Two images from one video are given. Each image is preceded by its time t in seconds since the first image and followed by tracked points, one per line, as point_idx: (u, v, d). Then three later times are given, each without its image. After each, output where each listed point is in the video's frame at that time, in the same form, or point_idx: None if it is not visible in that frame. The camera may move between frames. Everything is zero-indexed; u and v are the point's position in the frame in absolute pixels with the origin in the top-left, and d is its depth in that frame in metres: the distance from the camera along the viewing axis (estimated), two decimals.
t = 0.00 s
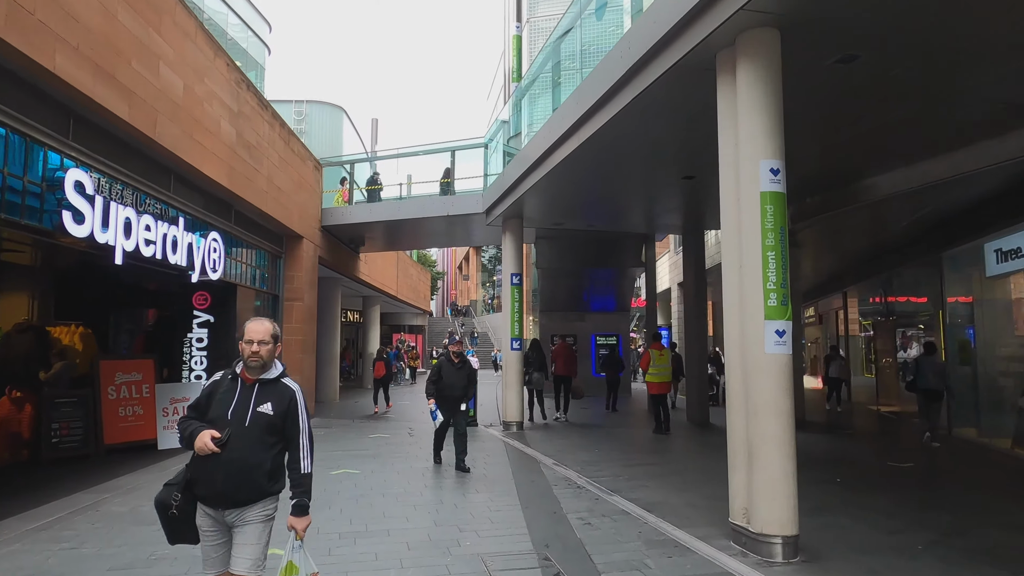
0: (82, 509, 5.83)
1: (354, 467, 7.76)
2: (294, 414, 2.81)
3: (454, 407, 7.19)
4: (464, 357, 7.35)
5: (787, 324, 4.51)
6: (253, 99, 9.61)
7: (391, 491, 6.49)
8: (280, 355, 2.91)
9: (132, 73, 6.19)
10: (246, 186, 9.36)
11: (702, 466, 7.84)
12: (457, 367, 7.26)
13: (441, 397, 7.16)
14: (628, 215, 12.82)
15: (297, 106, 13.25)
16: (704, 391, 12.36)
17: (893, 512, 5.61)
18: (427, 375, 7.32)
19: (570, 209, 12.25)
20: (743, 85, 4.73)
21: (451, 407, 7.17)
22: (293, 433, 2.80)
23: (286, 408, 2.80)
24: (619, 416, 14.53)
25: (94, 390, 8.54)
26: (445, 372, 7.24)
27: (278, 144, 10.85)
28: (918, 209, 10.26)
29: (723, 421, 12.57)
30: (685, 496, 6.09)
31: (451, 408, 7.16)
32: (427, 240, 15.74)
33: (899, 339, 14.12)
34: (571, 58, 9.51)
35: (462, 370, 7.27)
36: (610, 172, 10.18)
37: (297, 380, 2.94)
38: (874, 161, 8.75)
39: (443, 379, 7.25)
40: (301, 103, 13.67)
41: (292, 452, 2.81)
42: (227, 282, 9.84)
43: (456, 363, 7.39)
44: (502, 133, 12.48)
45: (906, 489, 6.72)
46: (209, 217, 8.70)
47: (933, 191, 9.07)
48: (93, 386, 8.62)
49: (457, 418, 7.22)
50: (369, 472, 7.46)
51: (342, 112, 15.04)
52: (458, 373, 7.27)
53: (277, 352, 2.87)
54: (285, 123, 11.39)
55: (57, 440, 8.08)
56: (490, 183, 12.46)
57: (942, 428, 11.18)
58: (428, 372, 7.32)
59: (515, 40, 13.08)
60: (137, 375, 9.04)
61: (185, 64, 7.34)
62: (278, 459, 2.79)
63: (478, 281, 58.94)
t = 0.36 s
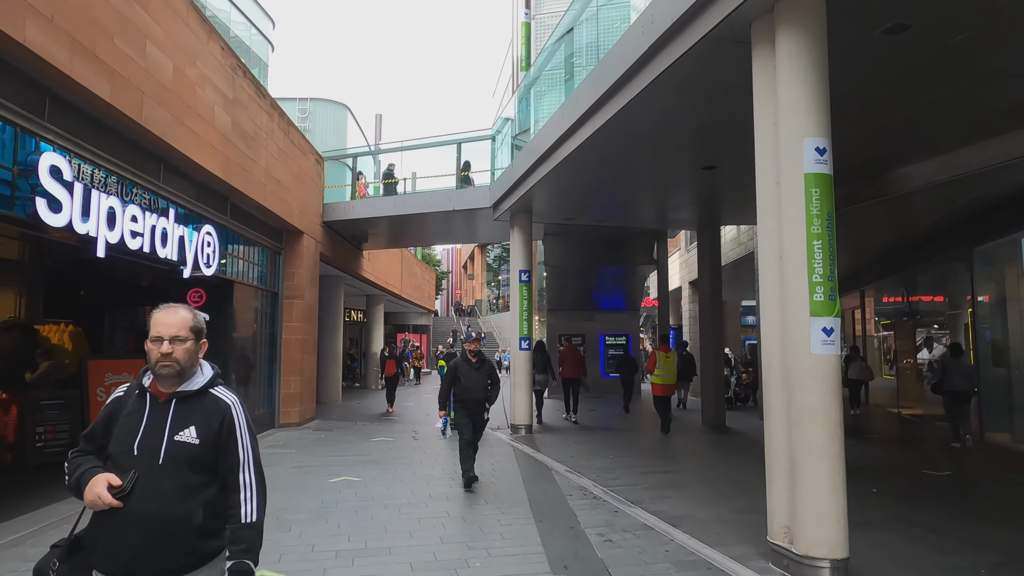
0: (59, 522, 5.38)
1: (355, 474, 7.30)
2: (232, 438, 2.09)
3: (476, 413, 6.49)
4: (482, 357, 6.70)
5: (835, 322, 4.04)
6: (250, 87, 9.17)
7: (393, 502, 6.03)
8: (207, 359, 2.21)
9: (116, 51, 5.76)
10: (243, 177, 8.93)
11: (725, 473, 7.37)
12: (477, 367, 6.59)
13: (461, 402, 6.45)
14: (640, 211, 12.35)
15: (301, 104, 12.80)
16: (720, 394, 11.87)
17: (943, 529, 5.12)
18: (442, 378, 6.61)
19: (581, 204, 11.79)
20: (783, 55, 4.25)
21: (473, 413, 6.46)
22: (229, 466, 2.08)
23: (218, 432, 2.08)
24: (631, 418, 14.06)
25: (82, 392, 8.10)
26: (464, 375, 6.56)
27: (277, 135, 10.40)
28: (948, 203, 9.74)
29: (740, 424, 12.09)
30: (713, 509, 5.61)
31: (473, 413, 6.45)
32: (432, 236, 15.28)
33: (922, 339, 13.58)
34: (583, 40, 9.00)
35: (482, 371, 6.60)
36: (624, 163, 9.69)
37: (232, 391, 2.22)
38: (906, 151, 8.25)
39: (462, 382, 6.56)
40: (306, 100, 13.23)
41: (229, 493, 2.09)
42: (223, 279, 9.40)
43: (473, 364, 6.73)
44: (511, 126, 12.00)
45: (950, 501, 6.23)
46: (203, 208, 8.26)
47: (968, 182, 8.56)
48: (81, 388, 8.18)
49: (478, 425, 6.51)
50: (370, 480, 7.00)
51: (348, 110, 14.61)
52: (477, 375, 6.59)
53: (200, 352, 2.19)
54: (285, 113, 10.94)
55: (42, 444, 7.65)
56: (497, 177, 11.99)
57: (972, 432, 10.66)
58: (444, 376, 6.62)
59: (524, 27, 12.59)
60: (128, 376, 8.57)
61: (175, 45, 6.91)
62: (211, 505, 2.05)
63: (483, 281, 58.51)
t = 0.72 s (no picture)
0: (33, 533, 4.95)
1: (355, 480, 6.84)
2: (58, 459, 1.44)
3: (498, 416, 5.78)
4: (504, 353, 5.98)
5: (893, 315, 3.57)
6: (246, 71, 8.75)
7: (396, 511, 5.58)
8: (29, 329, 1.58)
9: (97, 24, 5.35)
10: (239, 166, 8.49)
11: (750, 479, 6.91)
12: (499, 364, 5.87)
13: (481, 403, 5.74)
14: (653, 204, 11.89)
15: (304, 99, 12.69)
16: (737, 394, 11.40)
17: (999, 543, 4.67)
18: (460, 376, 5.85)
19: (592, 196, 11.34)
20: (831, 13, 3.76)
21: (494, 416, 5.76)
22: (50, 506, 1.42)
23: (36, 454, 1.42)
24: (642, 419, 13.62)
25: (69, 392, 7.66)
26: (485, 372, 5.82)
27: (276, 123, 9.98)
28: (980, 194, 9.26)
29: (758, 426, 11.63)
30: (743, 521, 5.17)
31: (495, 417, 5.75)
32: (437, 231, 14.86)
33: (945, 338, 13.09)
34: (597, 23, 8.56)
35: (504, 368, 5.90)
36: (638, 151, 9.27)
37: (72, 381, 1.57)
38: (940, 136, 7.77)
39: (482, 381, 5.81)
40: (310, 97, 13.02)
41: (60, 545, 1.44)
42: (218, 274, 8.97)
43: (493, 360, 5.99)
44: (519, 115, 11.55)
45: (996, 510, 5.77)
46: (196, 198, 7.83)
47: (1006, 170, 8.07)
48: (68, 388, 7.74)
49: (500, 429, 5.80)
50: (372, 486, 6.55)
51: (353, 107, 14.27)
52: (499, 374, 5.86)
53: (9, 325, 1.52)
54: (284, 102, 10.53)
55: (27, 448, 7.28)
56: (505, 168, 11.54)
57: (1003, 435, 10.18)
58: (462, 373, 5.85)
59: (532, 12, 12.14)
60: (119, 375, 8.13)
61: (164, 22, 6.49)
62: (32, 570, 1.43)
63: (488, 280, 58.09)
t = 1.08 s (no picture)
0: (3, 553, 4.51)
1: (357, 491, 6.38)
2: None
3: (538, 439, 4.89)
4: (547, 363, 5.07)
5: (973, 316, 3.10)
6: (243, 58, 8.30)
7: (400, 528, 5.12)
8: None
9: None
10: (235, 158, 8.05)
11: (782, 491, 6.42)
12: (542, 377, 4.96)
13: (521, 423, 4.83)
14: (670, 198, 11.40)
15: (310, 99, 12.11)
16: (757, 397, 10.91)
17: None
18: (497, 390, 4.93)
19: (606, 190, 10.86)
20: None
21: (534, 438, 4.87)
22: None
23: None
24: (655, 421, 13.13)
25: (56, 397, 7.31)
26: (526, 387, 4.90)
27: (276, 114, 9.54)
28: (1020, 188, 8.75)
29: (779, 430, 11.12)
30: (782, 543, 4.71)
31: (534, 439, 4.87)
32: (443, 228, 14.40)
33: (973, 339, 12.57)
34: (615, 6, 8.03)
35: (548, 382, 4.98)
36: (655, 141, 8.79)
37: None
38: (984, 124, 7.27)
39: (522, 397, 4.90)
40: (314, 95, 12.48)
41: None
42: (215, 272, 8.53)
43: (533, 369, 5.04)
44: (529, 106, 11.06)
45: None
46: (190, 191, 7.40)
47: None
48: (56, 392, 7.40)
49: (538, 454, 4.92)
50: (375, 498, 6.09)
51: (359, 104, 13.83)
52: (541, 387, 4.93)
53: None
54: (285, 92, 10.10)
55: (9, 455, 6.77)
56: (515, 161, 11.07)
57: None
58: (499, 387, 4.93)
59: None
60: (109, 379, 7.82)
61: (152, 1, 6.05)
62: None
63: (494, 279, 57.64)
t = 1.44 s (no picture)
0: None
1: (359, 501, 5.93)
2: None
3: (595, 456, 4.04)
4: (599, 364, 4.22)
5: None
6: (239, 40, 7.85)
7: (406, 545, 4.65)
8: None
9: None
10: (231, 145, 7.60)
11: (815, 501, 5.95)
12: (596, 382, 4.11)
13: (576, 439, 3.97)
14: (686, 191, 10.92)
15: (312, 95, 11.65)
16: (778, 399, 10.42)
17: None
18: (540, 400, 4.08)
19: (618, 182, 10.39)
20: None
21: (591, 458, 4.01)
22: None
23: None
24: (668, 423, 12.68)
25: (40, 398, 6.84)
26: (578, 394, 4.03)
27: (274, 102, 9.08)
28: None
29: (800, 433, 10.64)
30: (830, 565, 4.24)
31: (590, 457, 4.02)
32: (449, 223, 13.94)
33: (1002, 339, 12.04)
34: None
35: (602, 387, 4.12)
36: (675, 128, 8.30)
37: None
38: None
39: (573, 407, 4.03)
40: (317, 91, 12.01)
41: None
42: (210, 267, 8.09)
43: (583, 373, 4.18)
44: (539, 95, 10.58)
45: None
46: (182, 179, 6.95)
47: None
48: (40, 393, 6.93)
49: (594, 474, 4.08)
50: (378, 510, 5.63)
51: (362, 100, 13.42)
52: (596, 395, 4.07)
53: None
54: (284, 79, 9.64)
55: None
56: (524, 152, 10.60)
57: None
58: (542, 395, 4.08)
59: None
60: (97, 379, 7.36)
61: None
62: None
63: (499, 278, 57.19)
